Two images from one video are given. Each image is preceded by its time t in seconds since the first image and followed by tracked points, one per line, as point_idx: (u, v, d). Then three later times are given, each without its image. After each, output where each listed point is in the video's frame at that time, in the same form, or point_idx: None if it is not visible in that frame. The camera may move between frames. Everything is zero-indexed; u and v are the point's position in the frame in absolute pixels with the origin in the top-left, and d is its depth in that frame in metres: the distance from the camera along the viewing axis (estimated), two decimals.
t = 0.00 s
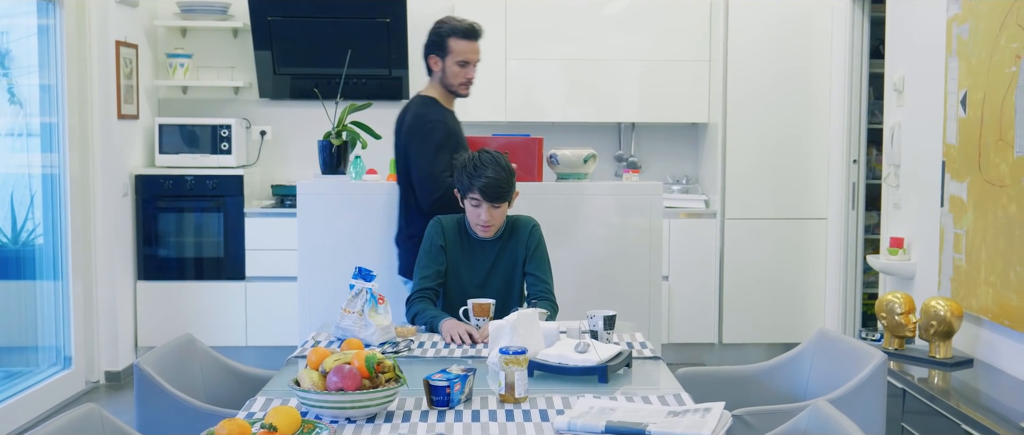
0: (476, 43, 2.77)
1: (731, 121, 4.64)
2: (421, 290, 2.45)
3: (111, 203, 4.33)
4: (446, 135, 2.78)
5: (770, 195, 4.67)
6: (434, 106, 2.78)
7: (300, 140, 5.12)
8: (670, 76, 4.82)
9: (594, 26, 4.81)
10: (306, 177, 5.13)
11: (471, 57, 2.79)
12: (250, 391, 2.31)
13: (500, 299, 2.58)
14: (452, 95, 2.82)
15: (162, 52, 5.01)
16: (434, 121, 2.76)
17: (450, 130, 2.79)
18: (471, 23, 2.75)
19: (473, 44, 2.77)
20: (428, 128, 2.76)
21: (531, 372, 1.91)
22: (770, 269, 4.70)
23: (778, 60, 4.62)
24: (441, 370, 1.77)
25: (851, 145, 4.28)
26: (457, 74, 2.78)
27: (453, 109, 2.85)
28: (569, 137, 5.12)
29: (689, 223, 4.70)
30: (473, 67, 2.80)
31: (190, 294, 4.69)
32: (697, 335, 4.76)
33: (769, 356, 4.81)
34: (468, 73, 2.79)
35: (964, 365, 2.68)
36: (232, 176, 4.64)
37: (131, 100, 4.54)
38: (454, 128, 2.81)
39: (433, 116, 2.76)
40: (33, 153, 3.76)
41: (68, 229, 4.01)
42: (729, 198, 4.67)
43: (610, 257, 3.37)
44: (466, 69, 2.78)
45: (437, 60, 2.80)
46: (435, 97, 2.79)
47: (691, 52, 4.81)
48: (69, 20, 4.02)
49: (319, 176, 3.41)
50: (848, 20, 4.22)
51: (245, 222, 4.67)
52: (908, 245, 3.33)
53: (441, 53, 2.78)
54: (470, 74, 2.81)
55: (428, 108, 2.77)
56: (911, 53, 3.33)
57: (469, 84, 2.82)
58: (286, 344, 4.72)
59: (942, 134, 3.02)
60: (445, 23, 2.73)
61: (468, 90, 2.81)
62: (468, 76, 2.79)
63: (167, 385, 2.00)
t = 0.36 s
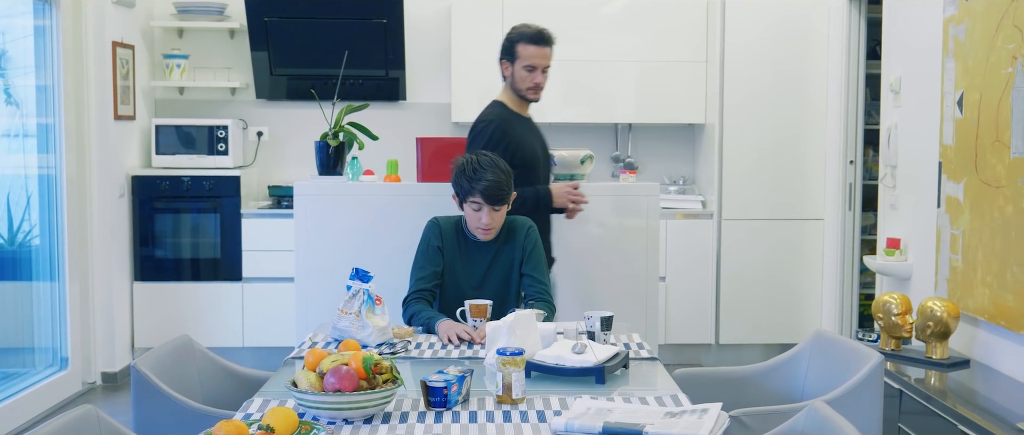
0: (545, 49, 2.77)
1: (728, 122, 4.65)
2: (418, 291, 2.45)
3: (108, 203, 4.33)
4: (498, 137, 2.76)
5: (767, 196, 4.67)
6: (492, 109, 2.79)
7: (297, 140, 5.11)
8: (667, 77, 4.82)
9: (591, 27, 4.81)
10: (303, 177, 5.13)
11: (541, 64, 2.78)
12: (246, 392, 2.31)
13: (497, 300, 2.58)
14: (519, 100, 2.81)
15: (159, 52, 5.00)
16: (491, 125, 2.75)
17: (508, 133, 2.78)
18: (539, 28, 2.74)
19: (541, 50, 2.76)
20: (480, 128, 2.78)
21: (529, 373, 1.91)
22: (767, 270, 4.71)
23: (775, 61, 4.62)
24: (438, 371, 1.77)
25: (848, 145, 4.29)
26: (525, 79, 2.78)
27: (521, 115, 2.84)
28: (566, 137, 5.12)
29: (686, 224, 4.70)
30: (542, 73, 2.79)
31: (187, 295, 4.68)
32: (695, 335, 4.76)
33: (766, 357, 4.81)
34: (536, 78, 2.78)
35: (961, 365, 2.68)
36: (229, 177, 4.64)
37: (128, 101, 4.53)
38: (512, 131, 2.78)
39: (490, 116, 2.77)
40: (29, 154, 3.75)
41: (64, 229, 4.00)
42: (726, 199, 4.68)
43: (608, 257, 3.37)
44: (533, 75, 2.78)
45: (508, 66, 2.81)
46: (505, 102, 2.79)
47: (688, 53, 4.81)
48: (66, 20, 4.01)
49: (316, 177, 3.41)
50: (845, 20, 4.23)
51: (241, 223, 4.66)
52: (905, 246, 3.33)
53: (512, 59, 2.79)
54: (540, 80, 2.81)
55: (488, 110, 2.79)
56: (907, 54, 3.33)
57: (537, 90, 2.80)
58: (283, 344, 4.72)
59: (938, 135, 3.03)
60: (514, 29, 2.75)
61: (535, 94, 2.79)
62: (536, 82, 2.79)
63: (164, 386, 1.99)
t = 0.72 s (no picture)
0: (601, 42, 2.84)
1: (725, 123, 4.65)
2: (415, 292, 2.45)
3: (105, 204, 4.32)
4: (540, 132, 2.85)
5: (764, 197, 4.68)
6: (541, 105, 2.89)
7: (294, 141, 5.11)
8: (663, 78, 4.83)
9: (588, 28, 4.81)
10: (300, 178, 5.12)
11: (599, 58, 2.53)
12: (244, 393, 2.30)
13: (495, 301, 2.57)
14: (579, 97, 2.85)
15: (156, 53, 4.99)
16: (536, 117, 2.85)
17: (553, 130, 2.84)
18: (594, 24, 2.83)
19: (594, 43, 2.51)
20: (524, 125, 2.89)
21: (527, 374, 1.91)
22: (764, 270, 4.71)
23: (772, 62, 4.62)
24: (437, 372, 1.77)
25: (845, 146, 4.29)
26: (583, 75, 2.84)
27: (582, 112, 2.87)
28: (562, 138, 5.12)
29: (683, 225, 4.71)
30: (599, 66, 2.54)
31: (184, 297, 4.67)
32: (692, 336, 4.77)
33: (763, 357, 4.82)
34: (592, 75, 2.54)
35: (958, 366, 2.68)
36: (226, 178, 4.63)
37: (125, 102, 4.52)
38: (556, 126, 2.84)
39: (534, 113, 2.87)
40: (26, 155, 3.74)
41: (61, 230, 3.99)
42: (723, 200, 4.68)
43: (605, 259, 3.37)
44: (592, 70, 2.84)
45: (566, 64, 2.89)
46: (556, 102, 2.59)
47: (685, 54, 4.81)
48: (63, 21, 4.01)
49: (314, 178, 3.41)
50: (842, 21, 4.24)
51: (238, 224, 4.66)
52: (902, 247, 3.34)
53: (569, 57, 2.87)
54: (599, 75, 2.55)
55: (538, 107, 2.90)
56: (904, 55, 3.34)
57: (596, 85, 2.84)
58: (280, 345, 4.71)
59: (935, 136, 3.03)
60: (569, 26, 2.85)
61: (594, 89, 2.83)
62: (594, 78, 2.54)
63: (162, 387, 1.99)
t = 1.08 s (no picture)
0: (644, 46, 2.33)
1: (722, 124, 4.66)
2: (412, 293, 2.44)
3: (101, 205, 4.31)
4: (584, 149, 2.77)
5: (761, 198, 4.68)
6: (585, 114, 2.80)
7: (291, 142, 5.10)
8: (661, 79, 4.83)
9: (586, 29, 4.81)
10: (296, 179, 5.12)
11: (645, 63, 2.33)
12: (241, 394, 2.29)
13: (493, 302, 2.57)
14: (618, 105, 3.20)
15: (152, 54, 4.99)
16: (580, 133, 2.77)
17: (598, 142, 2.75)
18: (634, 25, 2.33)
19: (641, 49, 2.32)
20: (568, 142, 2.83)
21: (525, 375, 1.90)
22: (761, 271, 4.71)
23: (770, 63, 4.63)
24: (435, 374, 1.76)
25: (842, 148, 4.30)
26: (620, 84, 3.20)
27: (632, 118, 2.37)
28: (559, 139, 5.12)
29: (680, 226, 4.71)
30: (644, 71, 2.33)
31: (180, 298, 4.66)
32: (689, 337, 4.77)
33: (761, 358, 4.82)
34: (637, 81, 2.33)
35: (956, 367, 2.66)
36: (223, 179, 4.63)
37: (121, 102, 4.51)
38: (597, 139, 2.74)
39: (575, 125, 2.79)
40: (22, 156, 3.73)
41: (58, 231, 3.98)
42: (720, 200, 4.69)
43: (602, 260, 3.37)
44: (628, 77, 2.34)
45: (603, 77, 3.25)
46: (606, 109, 2.36)
47: (682, 55, 4.81)
48: (59, 21, 4.00)
49: (311, 179, 3.41)
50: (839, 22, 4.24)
51: (234, 225, 4.65)
52: (899, 248, 3.34)
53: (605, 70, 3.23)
54: (644, 81, 2.34)
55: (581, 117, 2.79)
56: (902, 56, 3.34)
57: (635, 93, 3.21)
58: (277, 346, 4.71)
59: (933, 137, 3.03)
60: (607, 30, 2.35)
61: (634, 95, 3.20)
62: (640, 85, 2.33)
63: (159, 389, 1.98)
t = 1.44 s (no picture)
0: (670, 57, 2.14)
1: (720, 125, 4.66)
2: (409, 296, 2.44)
3: (98, 206, 4.30)
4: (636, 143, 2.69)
5: (758, 199, 4.68)
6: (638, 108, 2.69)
7: (288, 143, 5.10)
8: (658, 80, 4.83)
9: (583, 30, 4.81)
10: (293, 181, 5.11)
11: (671, 74, 2.16)
12: (238, 397, 2.29)
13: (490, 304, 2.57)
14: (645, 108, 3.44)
15: (149, 55, 4.98)
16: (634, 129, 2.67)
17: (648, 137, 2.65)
18: (660, 33, 2.13)
19: (664, 60, 2.14)
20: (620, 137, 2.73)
21: (524, 377, 1.90)
22: (759, 272, 4.71)
23: (767, 64, 4.63)
24: (433, 376, 1.76)
25: (839, 149, 4.31)
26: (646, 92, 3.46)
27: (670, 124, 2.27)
28: (556, 141, 5.13)
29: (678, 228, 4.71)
30: (672, 83, 2.17)
31: (177, 299, 4.65)
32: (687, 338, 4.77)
33: (758, 359, 4.81)
34: (661, 94, 2.17)
35: (954, 369, 2.65)
36: (220, 180, 4.62)
37: (118, 104, 4.50)
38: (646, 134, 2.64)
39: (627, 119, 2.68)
40: (19, 157, 3.73)
41: (55, 233, 3.98)
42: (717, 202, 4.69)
43: (600, 261, 3.37)
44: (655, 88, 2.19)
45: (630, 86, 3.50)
46: (644, 116, 2.28)
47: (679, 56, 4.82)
48: (57, 22, 3.99)
49: (309, 181, 3.41)
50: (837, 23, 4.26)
51: (231, 226, 4.64)
52: (896, 249, 3.34)
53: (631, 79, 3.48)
54: (671, 92, 2.18)
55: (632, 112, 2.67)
56: (899, 58, 3.35)
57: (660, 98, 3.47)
58: (273, 348, 4.70)
59: (931, 138, 3.04)
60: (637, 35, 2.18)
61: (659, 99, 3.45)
62: (667, 98, 2.18)
63: (157, 390, 1.98)
